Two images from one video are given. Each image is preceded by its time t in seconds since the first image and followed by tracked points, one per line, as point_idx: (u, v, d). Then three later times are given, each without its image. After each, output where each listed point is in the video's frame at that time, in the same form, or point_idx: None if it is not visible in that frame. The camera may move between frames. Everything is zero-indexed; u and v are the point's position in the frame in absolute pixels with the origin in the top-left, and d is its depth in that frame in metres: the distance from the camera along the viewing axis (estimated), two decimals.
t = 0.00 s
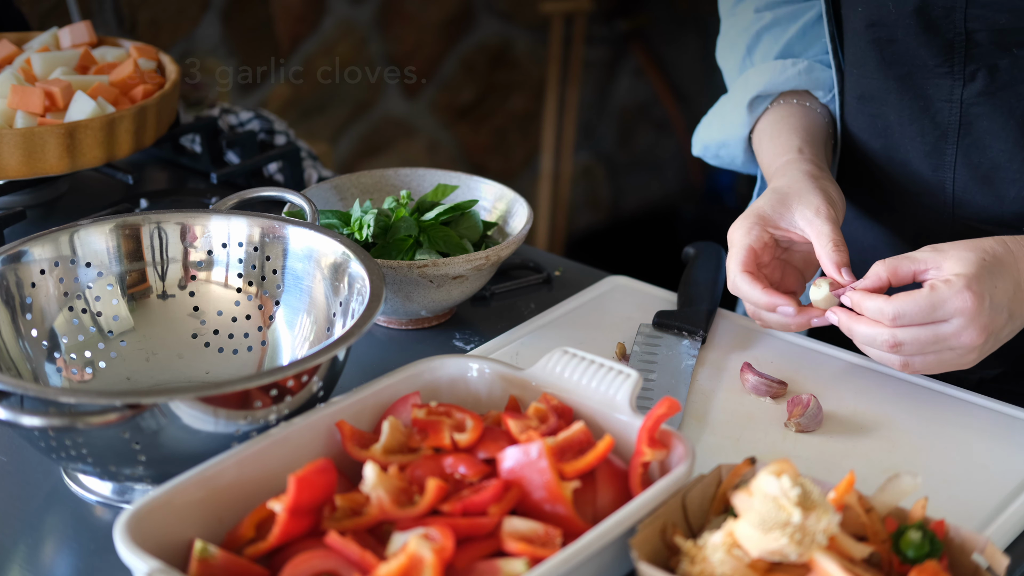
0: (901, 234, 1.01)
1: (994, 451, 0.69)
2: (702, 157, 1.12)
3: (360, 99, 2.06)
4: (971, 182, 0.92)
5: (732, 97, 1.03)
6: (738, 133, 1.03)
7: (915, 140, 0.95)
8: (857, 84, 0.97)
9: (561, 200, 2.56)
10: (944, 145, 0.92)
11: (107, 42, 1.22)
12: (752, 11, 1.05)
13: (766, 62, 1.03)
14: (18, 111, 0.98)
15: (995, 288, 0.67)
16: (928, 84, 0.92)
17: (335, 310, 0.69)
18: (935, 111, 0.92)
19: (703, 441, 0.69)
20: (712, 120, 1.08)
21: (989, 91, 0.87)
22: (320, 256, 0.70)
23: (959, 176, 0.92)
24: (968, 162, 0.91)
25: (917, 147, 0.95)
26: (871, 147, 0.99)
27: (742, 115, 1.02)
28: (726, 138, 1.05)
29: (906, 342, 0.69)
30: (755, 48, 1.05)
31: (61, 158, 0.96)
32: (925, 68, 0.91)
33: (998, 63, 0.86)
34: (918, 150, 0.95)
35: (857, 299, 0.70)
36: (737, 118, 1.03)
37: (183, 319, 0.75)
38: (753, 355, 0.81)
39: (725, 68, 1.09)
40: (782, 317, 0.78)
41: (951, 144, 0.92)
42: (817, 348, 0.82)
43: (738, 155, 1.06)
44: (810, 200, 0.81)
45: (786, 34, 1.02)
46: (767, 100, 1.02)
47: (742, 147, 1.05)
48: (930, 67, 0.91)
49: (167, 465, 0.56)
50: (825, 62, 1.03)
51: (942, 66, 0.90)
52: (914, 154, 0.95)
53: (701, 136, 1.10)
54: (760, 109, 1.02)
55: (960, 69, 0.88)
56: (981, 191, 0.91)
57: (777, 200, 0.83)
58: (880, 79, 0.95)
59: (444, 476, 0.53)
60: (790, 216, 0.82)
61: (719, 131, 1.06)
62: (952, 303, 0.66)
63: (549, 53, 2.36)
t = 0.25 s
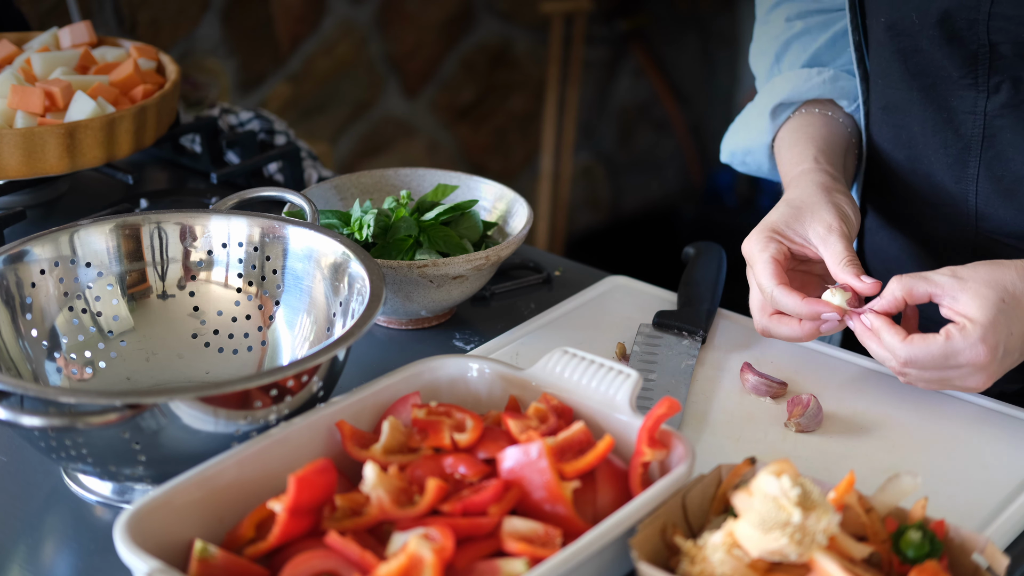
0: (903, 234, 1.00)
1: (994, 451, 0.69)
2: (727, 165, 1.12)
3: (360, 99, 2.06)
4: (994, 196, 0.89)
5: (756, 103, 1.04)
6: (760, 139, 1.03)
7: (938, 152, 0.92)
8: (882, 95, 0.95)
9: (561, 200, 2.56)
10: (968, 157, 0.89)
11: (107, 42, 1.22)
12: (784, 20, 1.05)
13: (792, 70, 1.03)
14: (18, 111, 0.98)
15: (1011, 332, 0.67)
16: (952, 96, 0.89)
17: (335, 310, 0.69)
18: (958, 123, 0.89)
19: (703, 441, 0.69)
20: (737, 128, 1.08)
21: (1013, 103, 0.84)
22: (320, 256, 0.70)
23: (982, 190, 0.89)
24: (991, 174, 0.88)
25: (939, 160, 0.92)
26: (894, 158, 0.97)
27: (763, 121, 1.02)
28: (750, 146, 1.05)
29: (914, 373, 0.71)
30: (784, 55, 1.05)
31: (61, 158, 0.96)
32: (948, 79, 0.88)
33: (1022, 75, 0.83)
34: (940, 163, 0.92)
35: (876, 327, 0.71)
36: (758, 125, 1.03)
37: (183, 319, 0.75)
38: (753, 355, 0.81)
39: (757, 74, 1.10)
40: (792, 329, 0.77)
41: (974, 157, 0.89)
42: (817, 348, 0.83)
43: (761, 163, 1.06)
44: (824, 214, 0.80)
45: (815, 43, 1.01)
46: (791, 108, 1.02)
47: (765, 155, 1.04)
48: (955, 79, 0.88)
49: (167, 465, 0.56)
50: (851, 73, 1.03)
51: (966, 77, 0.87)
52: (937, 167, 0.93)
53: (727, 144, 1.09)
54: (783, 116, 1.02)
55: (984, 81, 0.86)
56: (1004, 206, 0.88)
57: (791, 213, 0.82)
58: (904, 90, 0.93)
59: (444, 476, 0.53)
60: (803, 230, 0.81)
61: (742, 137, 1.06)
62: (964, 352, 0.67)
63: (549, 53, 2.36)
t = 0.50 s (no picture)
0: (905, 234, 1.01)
1: (994, 451, 0.69)
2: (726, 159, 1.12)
3: (360, 99, 2.06)
4: (998, 199, 0.88)
5: (755, 98, 1.05)
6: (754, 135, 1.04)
7: (943, 155, 0.92)
8: (889, 94, 0.95)
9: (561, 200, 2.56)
10: (972, 160, 0.89)
11: (107, 42, 1.22)
12: (787, 16, 1.04)
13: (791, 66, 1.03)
14: (18, 112, 0.98)
15: (1007, 320, 0.65)
16: (957, 99, 0.89)
17: (335, 310, 0.69)
18: (963, 126, 0.89)
19: (703, 441, 0.69)
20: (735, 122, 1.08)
21: (1019, 107, 0.84)
22: (320, 256, 0.70)
23: (986, 193, 0.89)
24: (995, 177, 0.88)
25: (944, 163, 0.92)
26: (901, 159, 0.97)
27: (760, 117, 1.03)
28: (745, 142, 1.06)
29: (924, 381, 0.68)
30: (784, 51, 1.05)
31: (61, 158, 0.96)
32: (954, 82, 0.88)
33: None
34: (945, 165, 0.92)
35: (865, 341, 0.68)
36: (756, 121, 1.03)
37: (183, 319, 0.75)
38: (753, 355, 0.81)
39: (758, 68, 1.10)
40: (775, 338, 0.77)
41: (979, 160, 0.89)
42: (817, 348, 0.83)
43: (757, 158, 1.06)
44: (805, 217, 0.80)
45: (816, 40, 1.01)
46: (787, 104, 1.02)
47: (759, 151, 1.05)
48: (960, 82, 0.88)
49: (167, 465, 0.56)
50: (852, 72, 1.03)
51: (971, 81, 0.87)
52: (942, 169, 0.92)
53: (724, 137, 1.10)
54: (778, 112, 1.02)
55: (989, 85, 0.85)
56: (1007, 210, 0.88)
57: (772, 218, 0.82)
58: (910, 91, 0.92)
59: (444, 476, 0.53)
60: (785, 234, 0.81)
61: (739, 132, 1.07)
62: (963, 338, 0.64)
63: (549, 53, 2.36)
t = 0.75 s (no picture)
0: (894, 235, 1.00)
1: (994, 450, 0.69)
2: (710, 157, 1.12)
3: (360, 99, 2.06)
4: (974, 194, 0.89)
5: (740, 98, 1.04)
6: (742, 134, 1.04)
7: (919, 151, 0.92)
8: (864, 93, 0.96)
9: (561, 200, 2.56)
10: (948, 156, 0.90)
11: (107, 42, 1.22)
12: (766, 13, 1.04)
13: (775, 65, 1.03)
14: (18, 112, 0.98)
15: (974, 270, 0.67)
16: (931, 95, 0.89)
17: (335, 310, 0.69)
18: (938, 122, 0.90)
19: (703, 442, 0.69)
20: (720, 120, 1.08)
21: (993, 103, 0.85)
22: (320, 256, 0.70)
23: (962, 188, 0.90)
24: (971, 173, 0.89)
25: (921, 159, 0.93)
26: (876, 155, 0.97)
27: (747, 116, 1.03)
28: (732, 139, 1.06)
29: (906, 344, 0.68)
30: (767, 49, 1.05)
31: (60, 158, 0.96)
32: (928, 80, 0.89)
33: None
34: (921, 161, 0.93)
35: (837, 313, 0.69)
36: (743, 120, 1.04)
37: (183, 319, 0.75)
38: (753, 355, 0.81)
39: (739, 67, 1.10)
40: (761, 323, 0.78)
41: (954, 156, 0.89)
42: (817, 348, 0.83)
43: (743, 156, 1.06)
44: (801, 211, 0.81)
45: (797, 38, 1.01)
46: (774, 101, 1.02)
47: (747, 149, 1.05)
48: (934, 80, 0.88)
49: (167, 465, 0.56)
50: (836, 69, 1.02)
51: (945, 78, 0.87)
52: (917, 165, 0.93)
53: (709, 136, 1.10)
54: (766, 111, 1.02)
55: (963, 82, 0.86)
56: (985, 205, 0.89)
57: (769, 207, 0.83)
58: (885, 89, 0.93)
59: (444, 476, 0.53)
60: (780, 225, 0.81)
61: (726, 131, 1.07)
62: (928, 286, 0.66)
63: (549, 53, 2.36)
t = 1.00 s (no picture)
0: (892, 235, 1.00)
1: (995, 450, 0.69)
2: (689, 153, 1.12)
3: (360, 99, 2.06)
4: (950, 181, 0.92)
5: (723, 93, 1.04)
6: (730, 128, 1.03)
7: (893, 140, 0.95)
8: (840, 84, 0.98)
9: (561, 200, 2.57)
10: (922, 145, 0.93)
11: (107, 42, 1.22)
12: (741, 7, 1.05)
13: (757, 58, 1.04)
14: (18, 111, 0.98)
15: (966, 264, 0.67)
16: (905, 85, 0.92)
17: (335, 310, 0.69)
18: (913, 112, 0.92)
19: (703, 442, 0.69)
20: (702, 115, 1.08)
21: (966, 92, 0.88)
22: (320, 256, 0.70)
23: (937, 176, 0.93)
24: (945, 161, 0.92)
25: (895, 147, 0.95)
26: (882, 153, 0.97)
27: (734, 109, 1.02)
28: (717, 133, 1.05)
29: (887, 329, 0.69)
30: (746, 43, 1.05)
31: (61, 158, 0.96)
32: (902, 70, 0.91)
33: None
34: (896, 150, 0.95)
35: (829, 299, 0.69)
36: (729, 112, 1.03)
37: (183, 319, 0.75)
38: (753, 354, 0.81)
39: (715, 65, 1.10)
40: (757, 296, 0.77)
41: (929, 144, 0.92)
42: (817, 348, 0.83)
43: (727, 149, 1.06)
44: (806, 198, 0.82)
45: (777, 30, 1.02)
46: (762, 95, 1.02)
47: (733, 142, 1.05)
48: (908, 69, 0.91)
49: (167, 465, 0.56)
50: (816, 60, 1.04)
51: (919, 68, 0.90)
52: (892, 154, 0.96)
53: (689, 131, 1.10)
54: (754, 104, 1.02)
55: (937, 71, 0.89)
56: (960, 192, 0.92)
57: (774, 187, 0.83)
58: (859, 79, 0.95)
59: (444, 476, 0.53)
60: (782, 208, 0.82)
61: (710, 125, 1.06)
62: (921, 283, 0.66)
63: (549, 53, 2.36)
